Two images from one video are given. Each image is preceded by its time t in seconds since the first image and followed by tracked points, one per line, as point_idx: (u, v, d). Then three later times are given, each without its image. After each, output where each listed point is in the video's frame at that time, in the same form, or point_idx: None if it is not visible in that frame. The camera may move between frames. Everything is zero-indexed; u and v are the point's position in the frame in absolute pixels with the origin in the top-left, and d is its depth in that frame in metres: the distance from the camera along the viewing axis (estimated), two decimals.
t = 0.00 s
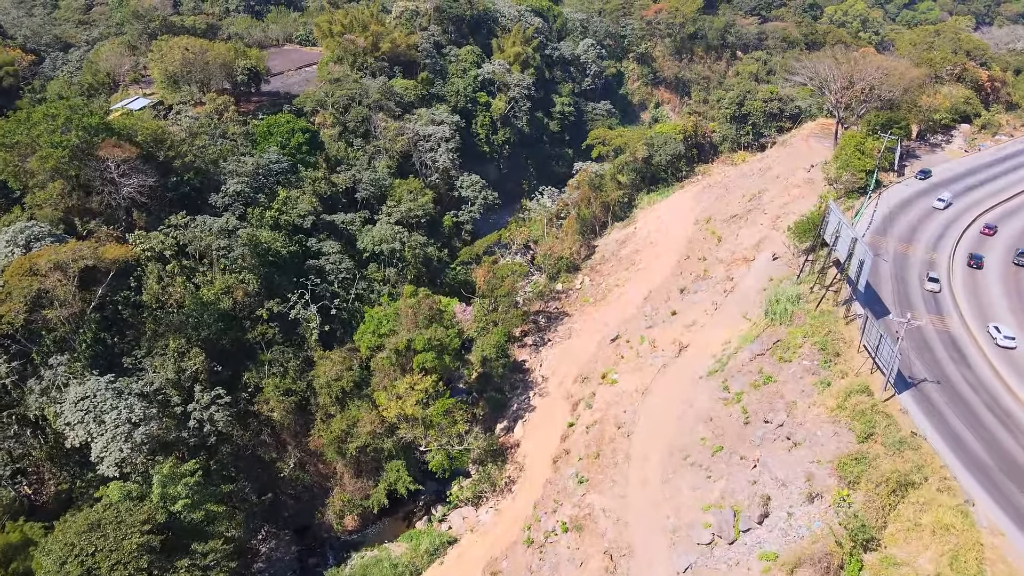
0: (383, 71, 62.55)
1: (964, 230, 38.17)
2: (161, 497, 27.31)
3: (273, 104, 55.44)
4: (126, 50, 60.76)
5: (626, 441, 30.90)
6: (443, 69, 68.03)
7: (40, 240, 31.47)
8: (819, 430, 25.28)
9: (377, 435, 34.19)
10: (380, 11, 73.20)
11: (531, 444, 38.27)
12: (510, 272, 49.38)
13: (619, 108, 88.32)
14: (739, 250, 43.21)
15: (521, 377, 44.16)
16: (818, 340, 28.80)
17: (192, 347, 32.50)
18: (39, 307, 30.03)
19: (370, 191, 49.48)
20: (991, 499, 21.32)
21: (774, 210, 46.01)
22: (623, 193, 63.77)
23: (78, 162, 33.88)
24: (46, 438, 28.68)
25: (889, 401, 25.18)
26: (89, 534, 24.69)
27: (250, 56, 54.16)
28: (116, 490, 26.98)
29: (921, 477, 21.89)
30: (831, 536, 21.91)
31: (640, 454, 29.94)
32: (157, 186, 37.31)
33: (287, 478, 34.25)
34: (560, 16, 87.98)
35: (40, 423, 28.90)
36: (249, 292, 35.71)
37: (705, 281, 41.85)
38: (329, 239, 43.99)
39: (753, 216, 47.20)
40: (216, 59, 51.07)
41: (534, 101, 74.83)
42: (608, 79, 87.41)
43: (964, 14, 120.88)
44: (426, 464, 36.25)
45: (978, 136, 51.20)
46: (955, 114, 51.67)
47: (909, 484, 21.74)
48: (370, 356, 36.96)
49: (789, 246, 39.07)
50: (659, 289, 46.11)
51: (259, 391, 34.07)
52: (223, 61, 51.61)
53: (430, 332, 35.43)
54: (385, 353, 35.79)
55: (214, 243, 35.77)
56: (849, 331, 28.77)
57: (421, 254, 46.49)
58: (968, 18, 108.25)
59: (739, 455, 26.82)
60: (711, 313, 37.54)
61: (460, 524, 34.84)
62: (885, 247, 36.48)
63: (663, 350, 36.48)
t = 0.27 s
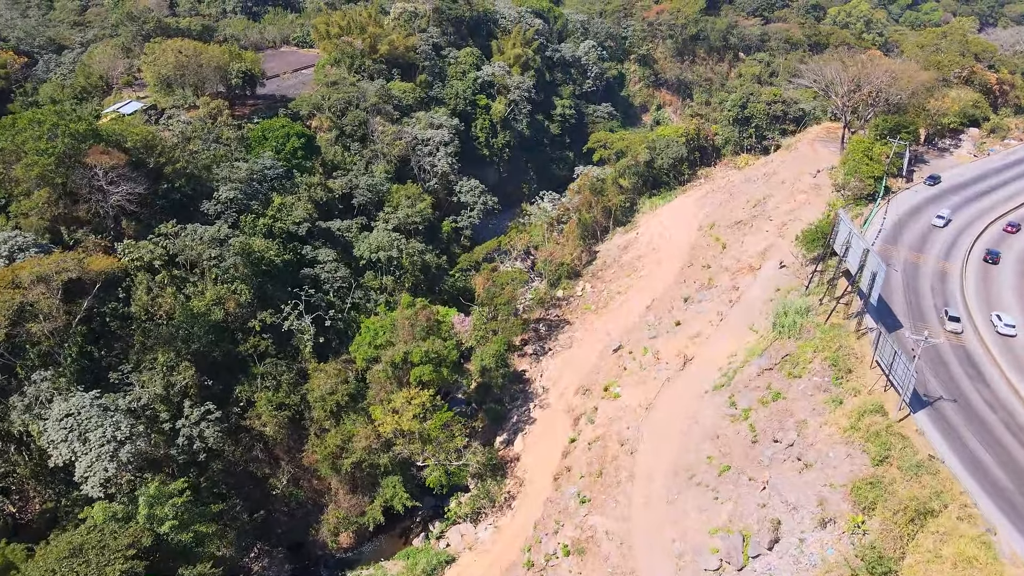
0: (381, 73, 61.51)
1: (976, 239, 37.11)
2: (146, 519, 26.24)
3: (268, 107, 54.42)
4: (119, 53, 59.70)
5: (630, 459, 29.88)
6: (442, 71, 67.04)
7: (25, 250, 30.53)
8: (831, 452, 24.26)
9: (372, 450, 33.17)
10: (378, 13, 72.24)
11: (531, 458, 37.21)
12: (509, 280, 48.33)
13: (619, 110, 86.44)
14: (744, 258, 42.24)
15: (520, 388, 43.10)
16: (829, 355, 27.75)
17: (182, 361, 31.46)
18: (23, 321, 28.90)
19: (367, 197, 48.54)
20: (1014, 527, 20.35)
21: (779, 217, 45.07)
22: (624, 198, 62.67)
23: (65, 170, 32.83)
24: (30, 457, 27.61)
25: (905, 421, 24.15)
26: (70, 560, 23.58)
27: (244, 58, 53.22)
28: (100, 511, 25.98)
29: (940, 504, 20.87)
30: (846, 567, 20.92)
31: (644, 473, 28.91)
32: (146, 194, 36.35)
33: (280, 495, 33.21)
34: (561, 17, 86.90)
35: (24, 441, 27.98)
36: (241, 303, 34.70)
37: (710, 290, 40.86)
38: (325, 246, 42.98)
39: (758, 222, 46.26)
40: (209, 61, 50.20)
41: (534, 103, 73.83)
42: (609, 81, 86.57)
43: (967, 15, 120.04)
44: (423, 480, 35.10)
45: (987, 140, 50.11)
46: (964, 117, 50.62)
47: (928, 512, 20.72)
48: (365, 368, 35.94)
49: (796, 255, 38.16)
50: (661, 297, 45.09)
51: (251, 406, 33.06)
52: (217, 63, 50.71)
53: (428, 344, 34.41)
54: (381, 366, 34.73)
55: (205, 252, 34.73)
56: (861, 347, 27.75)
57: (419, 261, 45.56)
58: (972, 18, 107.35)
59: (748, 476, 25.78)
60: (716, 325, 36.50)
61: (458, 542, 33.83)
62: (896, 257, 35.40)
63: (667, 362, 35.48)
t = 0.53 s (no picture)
0: (379, 77, 60.51)
1: (989, 248, 36.01)
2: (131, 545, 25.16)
3: (263, 112, 53.39)
4: (112, 56, 58.57)
5: (633, 479, 28.92)
6: (442, 74, 65.99)
7: (7, 263, 29.59)
8: (844, 477, 23.26)
9: (367, 468, 32.22)
10: (376, 15, 71.26)
11: (531, 474, 35.99)
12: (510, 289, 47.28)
13: (620, 112, 85.59)
14: (749, 267, 41.27)
15: (520, 400, 42.07)
16: (841, 373, 26.72)
17: (170, 377, 30.44)
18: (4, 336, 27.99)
19: (364, 204, 47.63)
20: None
21: (785, 225, 44.10)
22: (626, 203, 61.57)
23: (51, 179, 31.91)
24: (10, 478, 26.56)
25: (921, 445, 23.12)
26: None
27: (239, 62, 52.26)
28: (83, 536, 24.90)
29: (962, 537, 19.93)
30: None
31: (648, 495, 27.96)
32: (136, 203, 35.41)
33: (272, 514, 32.24)
34: (562, 18, 85.77)
35: (5, 461, 26.97)
36: (232, 316, 33.70)
37: (715, 301, 39.86)
38: (320, 255, 41.99)
39: (763, 230, 45.30)
40: (203, 65, 49.28)
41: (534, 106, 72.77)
42: (610, 83, 85.51)
43: (971, 16, 119.04)
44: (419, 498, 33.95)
45: (996, 145, 49.07)
46: (972, 122, 49.54)
47: (950, 546, 19.71)
48: (361, 383, 34.99)
49: (804, 266, 37.24)
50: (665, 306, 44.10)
51: (243, 422, 32.06)
52: (210, 67, 49.77)
53: (425, 358, 33.45)
54: (376, 381, 33.69)
55: (195, 263, 33.65)
56: (874, 364, 26.71)
57: (417, 269, 44.66)
58: (976, 20, 106.38)
59: (758, 500, 24.75)
60: (722, 338, 35.52)
61: (455, 562, 32.85)
62: (907, 268, 34.31)
63: (671, 377, 34.54)
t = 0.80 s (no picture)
0: (377, 81, 59.67)
1: (1004, 259, 34.92)
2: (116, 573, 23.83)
3: (258, 116, 52.25)
4: (105, 59, 57.45)
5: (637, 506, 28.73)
6: (440, 77, 64.86)
7: None
8: (860, 506, 22.36)
9: (363, 488, 31.18)
10: (374, 17, 70.18)
11: (530, 493, 34.10)
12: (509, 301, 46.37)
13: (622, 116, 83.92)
14: (755, 277, 40.24)
15: (521, 413, 40.94)
16: (853, 394, 25.75)
17: (158, 395, 29.47)
18: None
19: (360, 212, 46.60)
20: None
21: (791, 234, 43.11)
22: (628, 209, 60.50)
23: (35, 190, 30.79)
24: None
25: (941, 473, 22.33)
26: None
27: (233, 66, 51.20)
28: (65, 564, 23.59)
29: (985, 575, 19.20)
30: None
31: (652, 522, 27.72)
32: (124, 214, 34.43)
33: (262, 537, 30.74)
34: (562, 21, 84.53)
35: None
36: (223, 330, 32.67)
37: (720, 312, 38.87)
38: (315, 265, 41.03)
39: (769, 239, 44.31)
40: (196, 70, 48.29)
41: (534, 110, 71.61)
42: (611, 86, 84.25)
43: (976, 17, 117.87)
44: (416, 518, 32.87)
45: (1006, 150, 47.89)
46: (982, 127, 48.36)
47: None
48: (357, 399, 34.11)
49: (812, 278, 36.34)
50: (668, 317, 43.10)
51: (233, 441, 31.02)
52: (204, 72, 48.77)
53: (422, 374, 32.29)
54: (371, 398, 32.62)
55: (185, 276, 32.58)
56: (888, 384, 25.83)
57: (414, 279, 43.79)
58: (982, 21, 105.24)
59: (769, 528, 24.05)
60: (727, 353, 34.61)
61: None
62: (920, 281, 33.22)
63: (675, 395, 33.94)
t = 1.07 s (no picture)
0: (371, 85, 58.70)
1: (1016, 269, 33.92)
2: None
3: (249, 122, 51.12)
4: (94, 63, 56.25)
5: (640, 531, 28.22)
6: (437, 81, 63.67)
7: None
8: (876, 536, 22.30)
9: (354, 511, 29.79)
10: (369, 20, 69.11)
11: (529, 512, 32.77)
12: (506, 312, 45.33)
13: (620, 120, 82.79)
14: (759, 287, 39.23)
15: (518, 427, 39.80)
16: (866, 417, 25.59)
17: (141, 416, 28.36)
18: None
19: (353, 220, 45.49)
20: None
21: (795, 243, 42.10)
22: (627, 215, 59.38)
23: (14, 202, 29.86)
24: None
25: (958, 503, 22.17)
26: None
27: (224, 71, 50.07)
28: None
29: None
30: None
31: (654, 547, 27.31)
32: (107, 226, 33.44)
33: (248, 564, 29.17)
34: (559, 22, 83.19)
35: None
36: (209, 347, 31.58)
37: (723, 324, 37.85)
38: (306, 276, 39.99)
39: (772, 247, 43.30)
40: (185, 75, 47.15)
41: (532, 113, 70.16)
42: (609, 88, 82.90)
43: (975, 18, 117.08)
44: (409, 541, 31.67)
45: (1013, 155, 46.83)
46: (989, 133, 47.30)
47: None
48: (348, 416, 32.88)
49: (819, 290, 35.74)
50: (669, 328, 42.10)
51: (219, 463, 29.82)
52: (193, 77, 47.58)
53: (416, 393, 31.11)
54: (363, 416, 31.47)
55: (171, 291, 31.54)
56: (901, 407, 25.57)
57: (410, 290, 42.79)
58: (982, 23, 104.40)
59: (778, 557, 23.85)
60: (731, 369, 33.77)
61: None
62: (930, 293, 32.22)
63: (677, 412, 33.15)
